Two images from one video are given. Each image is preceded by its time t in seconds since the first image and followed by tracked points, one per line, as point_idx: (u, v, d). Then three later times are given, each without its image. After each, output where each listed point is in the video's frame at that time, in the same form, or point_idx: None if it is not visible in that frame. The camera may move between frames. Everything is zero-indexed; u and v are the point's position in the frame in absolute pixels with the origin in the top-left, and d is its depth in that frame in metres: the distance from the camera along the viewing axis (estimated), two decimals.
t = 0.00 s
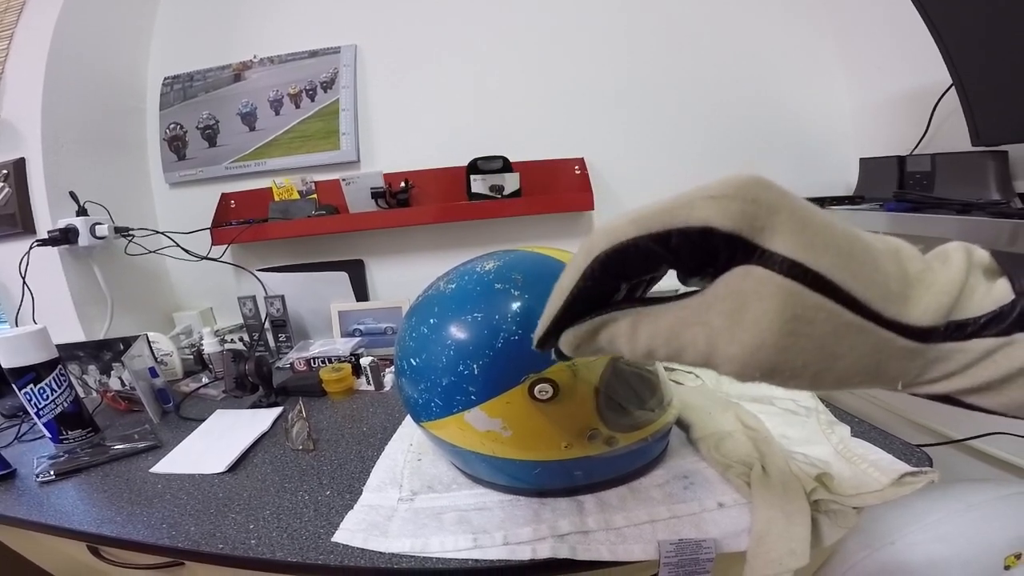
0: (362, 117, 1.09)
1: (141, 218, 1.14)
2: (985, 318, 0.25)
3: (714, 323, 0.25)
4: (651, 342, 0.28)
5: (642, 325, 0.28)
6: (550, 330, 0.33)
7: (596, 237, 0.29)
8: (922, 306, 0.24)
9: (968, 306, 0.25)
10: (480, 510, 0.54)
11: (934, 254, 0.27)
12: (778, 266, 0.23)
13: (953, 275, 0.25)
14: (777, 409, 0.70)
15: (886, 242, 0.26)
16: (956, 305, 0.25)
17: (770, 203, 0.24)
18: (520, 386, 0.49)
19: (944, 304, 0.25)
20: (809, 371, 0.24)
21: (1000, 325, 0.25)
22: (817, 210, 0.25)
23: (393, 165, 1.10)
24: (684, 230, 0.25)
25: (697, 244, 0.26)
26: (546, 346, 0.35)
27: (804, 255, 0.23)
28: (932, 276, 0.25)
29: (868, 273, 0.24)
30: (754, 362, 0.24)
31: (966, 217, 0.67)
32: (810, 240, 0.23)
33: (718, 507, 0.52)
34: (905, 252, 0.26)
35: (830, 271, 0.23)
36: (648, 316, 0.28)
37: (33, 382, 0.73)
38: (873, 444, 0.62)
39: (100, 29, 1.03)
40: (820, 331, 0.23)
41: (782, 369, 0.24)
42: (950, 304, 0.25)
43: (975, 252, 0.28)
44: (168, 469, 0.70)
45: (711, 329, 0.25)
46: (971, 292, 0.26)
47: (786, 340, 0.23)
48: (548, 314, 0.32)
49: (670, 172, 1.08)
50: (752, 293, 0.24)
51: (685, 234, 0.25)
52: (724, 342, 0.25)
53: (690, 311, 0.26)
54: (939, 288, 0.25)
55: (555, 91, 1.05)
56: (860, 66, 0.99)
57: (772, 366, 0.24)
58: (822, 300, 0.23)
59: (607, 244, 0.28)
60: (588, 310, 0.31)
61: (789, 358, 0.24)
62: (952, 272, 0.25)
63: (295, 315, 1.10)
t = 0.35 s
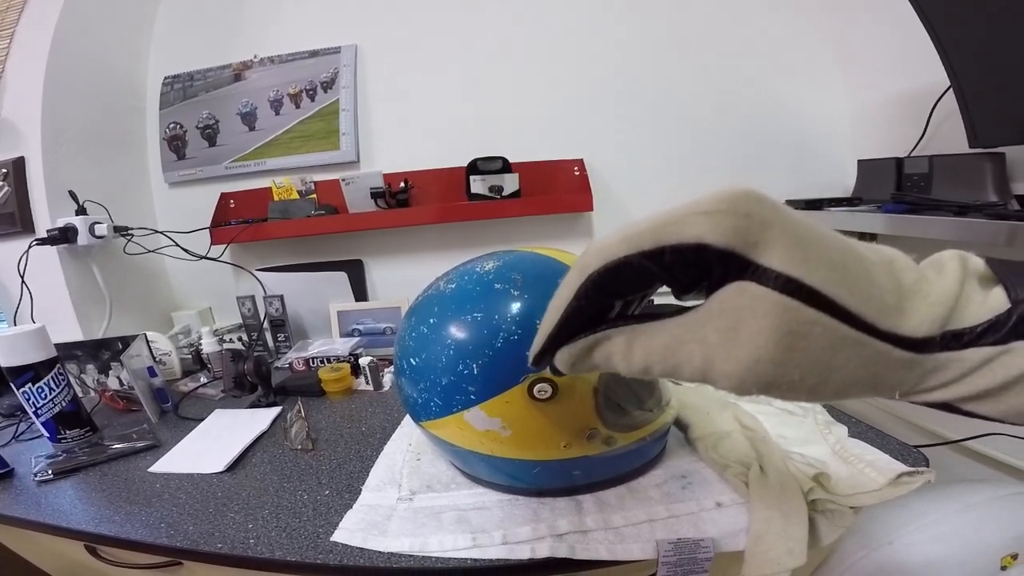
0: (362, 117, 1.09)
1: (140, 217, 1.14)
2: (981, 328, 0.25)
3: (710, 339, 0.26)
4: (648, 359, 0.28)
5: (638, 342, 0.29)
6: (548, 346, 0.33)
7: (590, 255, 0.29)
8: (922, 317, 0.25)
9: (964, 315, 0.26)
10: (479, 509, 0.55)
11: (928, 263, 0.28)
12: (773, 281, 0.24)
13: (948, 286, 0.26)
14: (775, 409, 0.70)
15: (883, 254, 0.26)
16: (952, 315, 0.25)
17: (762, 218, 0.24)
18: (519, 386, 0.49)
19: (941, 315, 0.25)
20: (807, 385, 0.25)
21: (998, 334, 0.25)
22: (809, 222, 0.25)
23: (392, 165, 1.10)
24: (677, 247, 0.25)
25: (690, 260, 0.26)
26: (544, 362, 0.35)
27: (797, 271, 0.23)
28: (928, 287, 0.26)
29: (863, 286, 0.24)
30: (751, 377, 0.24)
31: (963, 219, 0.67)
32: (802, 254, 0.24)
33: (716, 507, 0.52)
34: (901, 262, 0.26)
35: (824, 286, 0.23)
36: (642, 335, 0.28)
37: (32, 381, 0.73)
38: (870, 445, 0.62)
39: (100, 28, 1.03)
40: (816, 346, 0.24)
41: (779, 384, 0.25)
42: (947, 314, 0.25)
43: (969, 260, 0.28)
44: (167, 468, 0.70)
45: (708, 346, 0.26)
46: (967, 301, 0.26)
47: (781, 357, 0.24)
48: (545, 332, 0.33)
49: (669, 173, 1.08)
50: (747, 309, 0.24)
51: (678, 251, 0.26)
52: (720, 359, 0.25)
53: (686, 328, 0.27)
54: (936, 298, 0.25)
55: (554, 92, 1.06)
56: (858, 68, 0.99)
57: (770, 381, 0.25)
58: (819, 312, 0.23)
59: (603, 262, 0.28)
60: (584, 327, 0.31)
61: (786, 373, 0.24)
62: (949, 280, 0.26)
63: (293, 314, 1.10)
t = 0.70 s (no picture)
0: (360, 116, 1.09)
1: (138, 216, 1.14)
2: (978, 328, 0.25)
3: (708, 344, 0.26)
4: (646, 363, 0.29)
5: (637, 346, 0.29)
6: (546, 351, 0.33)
7: (587, 260, 0.29)
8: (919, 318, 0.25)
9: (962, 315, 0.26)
10: (478, 506, 0.55)
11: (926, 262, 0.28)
12: (770, 287, 0.24)
13: (946, 286, 0.26)
14: (773, 406, 0.71)
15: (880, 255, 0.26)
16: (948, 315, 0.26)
17: (759, 224, 0.24)
18: (518, 382, 0.49)
19: (937, 315, 0.25)
20: (806, 386, 0.25)
21: (995, 335, 0.25)
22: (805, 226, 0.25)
23: (391, 164, 1.10)
24: (675, 252, 0.25)
25: (688, 265, 0.26)
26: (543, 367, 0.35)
27: (795, 275, 0.24)
28: (925, 287, 0.26)
29: (861, 288, 0.24)
30: (750, 380, 0.25)
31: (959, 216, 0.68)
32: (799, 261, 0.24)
33: (714, 503, 0.53)
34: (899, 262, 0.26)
35: (822, 290, 0.24)
36: (640, 339, 0.29)
37: (31, 380, 0.73)
38: (867, 441, 0.62)
39: (98, 26, 1.02)
40: (814, 349, 0.24)
41: (777, 387, 0.25)
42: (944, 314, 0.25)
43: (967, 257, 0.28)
44: (166, 466, 0.70)
45: (706, 350, 0.26)
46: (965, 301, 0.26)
47: (779, 360, 0.24)
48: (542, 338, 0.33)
49: (667, 171, 1.09)
50: (746, 313, 0.24)
51: (675, 256, 0.26)
52: (718, 363, 0.26)
53: (684, 332, 0.27)
54: (933, 299, 0.26)
55: (553, 90, 1.06)
56: (855, 66, 1.00)
57: (768, 384, 0.25)
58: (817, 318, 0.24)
59: (599, 269, 0.28)
60: (581, 333, 0.31)
61: (784, 376, 0.25)
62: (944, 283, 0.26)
63: (292, 312, 1.10)
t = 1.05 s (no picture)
0: (362, 115, 1.09)
1: (140, 214, 1.14)
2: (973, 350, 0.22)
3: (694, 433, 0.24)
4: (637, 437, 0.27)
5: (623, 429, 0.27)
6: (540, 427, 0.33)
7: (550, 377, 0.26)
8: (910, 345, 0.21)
9: (955, 333, 0.22)
10: (478, 504, 0.55)
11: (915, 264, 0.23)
12: (735, 395, 0.20)
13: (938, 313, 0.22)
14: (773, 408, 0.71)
15: (859, 273, 0.22)
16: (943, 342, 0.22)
17: (713, 310, 0.19)
18: (519, 382, 0.50)
19: (925, 341, 0.22)
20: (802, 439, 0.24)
21: (989, 356, 0.22)
22: (771, 276, 0.20)
23: (393, 164, 1.10)
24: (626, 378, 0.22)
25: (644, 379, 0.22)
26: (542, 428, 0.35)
27: (765, 383, 0.20)
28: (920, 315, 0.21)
29: (847, 361, 0.20)
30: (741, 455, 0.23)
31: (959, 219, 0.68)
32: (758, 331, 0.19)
33: (712, 502, 0.53)
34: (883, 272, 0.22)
35: (796, 383, 0.20)
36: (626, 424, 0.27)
37: (31, 377, 0.73)
38: (865, 442, 0.63)
39: (100, 24, 1.02)
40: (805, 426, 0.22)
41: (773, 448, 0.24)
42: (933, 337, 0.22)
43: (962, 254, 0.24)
44: (167, 464, 0.70)
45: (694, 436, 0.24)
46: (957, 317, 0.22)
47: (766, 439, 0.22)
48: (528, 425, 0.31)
49: (668, 173, 1.09)
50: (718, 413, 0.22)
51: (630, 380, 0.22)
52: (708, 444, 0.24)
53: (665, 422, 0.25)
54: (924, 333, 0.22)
55: (554, 91, 1.06)
56: (856, 69, 1.00)
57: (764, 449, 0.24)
58: (788, 392, 0.20)
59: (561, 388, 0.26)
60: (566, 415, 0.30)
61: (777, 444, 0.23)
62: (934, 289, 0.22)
63: (293, 311, 1.10)
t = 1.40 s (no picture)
0: (376, 123, 1.10)
1: (154, 214, 1.15)
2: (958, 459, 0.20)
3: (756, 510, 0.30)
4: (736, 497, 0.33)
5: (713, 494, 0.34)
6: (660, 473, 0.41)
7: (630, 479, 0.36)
8: (873, 465, 0.21)
9: (931, 447, 0.20)
10: (479, 515, 0.55)
11: (873, 358, 0.22)
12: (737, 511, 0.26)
13: (895, 433, 0.20)
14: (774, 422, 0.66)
15: (805, 405, 0.23)
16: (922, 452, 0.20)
17: (692, 474, 0.27)
18: (525, 397, 0.49)
19: (874, 466, 0.21)
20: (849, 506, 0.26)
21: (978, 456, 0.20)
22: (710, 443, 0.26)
23: (405, 172, 1.11)
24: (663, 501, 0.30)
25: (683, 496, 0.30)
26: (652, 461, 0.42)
27: (751, 508, 0.26)
28: (877, 436, 0.21)
29: (812, 489, 0.23)
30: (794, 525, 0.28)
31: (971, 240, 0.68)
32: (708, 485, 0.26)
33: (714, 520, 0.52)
34: (820, 390, 0.23)
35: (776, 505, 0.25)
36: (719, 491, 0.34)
37: (38, 373, 0.73)
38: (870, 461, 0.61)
39: (126, 26, 1.04)
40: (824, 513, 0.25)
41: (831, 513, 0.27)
42: (901, 454, 0.21)
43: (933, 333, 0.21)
44: (168, 464, 0.70)
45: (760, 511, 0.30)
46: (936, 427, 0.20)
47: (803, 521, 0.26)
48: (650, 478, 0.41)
49: (679, 189, 1.10)
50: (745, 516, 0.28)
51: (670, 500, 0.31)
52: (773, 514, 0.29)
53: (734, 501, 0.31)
54: (894, 449, 0.21)
55: (567, 105, 1.07)
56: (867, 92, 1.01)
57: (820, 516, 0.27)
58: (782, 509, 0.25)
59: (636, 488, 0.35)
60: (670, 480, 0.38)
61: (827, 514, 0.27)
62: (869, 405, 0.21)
63: (301, 317, 1.10)
